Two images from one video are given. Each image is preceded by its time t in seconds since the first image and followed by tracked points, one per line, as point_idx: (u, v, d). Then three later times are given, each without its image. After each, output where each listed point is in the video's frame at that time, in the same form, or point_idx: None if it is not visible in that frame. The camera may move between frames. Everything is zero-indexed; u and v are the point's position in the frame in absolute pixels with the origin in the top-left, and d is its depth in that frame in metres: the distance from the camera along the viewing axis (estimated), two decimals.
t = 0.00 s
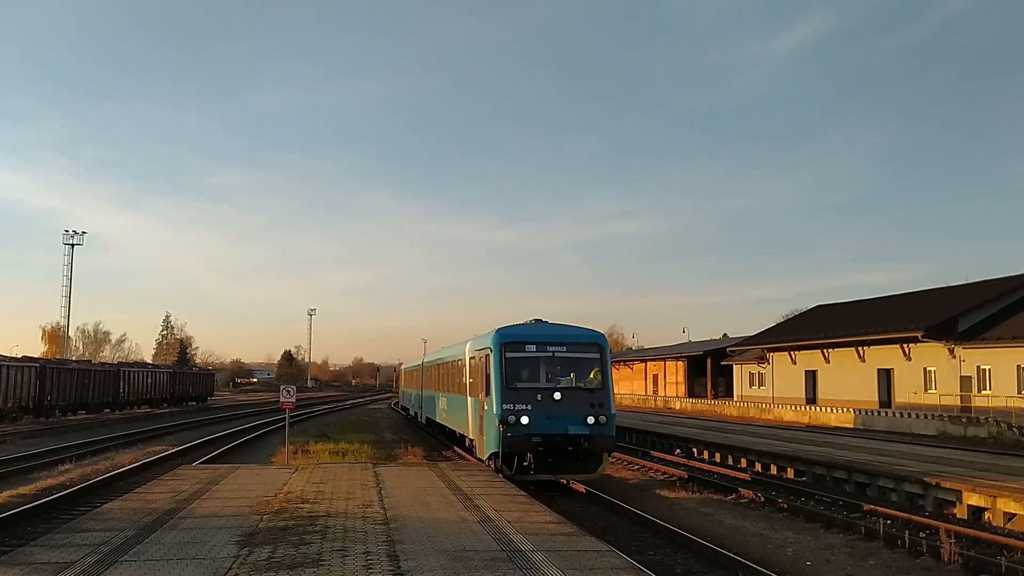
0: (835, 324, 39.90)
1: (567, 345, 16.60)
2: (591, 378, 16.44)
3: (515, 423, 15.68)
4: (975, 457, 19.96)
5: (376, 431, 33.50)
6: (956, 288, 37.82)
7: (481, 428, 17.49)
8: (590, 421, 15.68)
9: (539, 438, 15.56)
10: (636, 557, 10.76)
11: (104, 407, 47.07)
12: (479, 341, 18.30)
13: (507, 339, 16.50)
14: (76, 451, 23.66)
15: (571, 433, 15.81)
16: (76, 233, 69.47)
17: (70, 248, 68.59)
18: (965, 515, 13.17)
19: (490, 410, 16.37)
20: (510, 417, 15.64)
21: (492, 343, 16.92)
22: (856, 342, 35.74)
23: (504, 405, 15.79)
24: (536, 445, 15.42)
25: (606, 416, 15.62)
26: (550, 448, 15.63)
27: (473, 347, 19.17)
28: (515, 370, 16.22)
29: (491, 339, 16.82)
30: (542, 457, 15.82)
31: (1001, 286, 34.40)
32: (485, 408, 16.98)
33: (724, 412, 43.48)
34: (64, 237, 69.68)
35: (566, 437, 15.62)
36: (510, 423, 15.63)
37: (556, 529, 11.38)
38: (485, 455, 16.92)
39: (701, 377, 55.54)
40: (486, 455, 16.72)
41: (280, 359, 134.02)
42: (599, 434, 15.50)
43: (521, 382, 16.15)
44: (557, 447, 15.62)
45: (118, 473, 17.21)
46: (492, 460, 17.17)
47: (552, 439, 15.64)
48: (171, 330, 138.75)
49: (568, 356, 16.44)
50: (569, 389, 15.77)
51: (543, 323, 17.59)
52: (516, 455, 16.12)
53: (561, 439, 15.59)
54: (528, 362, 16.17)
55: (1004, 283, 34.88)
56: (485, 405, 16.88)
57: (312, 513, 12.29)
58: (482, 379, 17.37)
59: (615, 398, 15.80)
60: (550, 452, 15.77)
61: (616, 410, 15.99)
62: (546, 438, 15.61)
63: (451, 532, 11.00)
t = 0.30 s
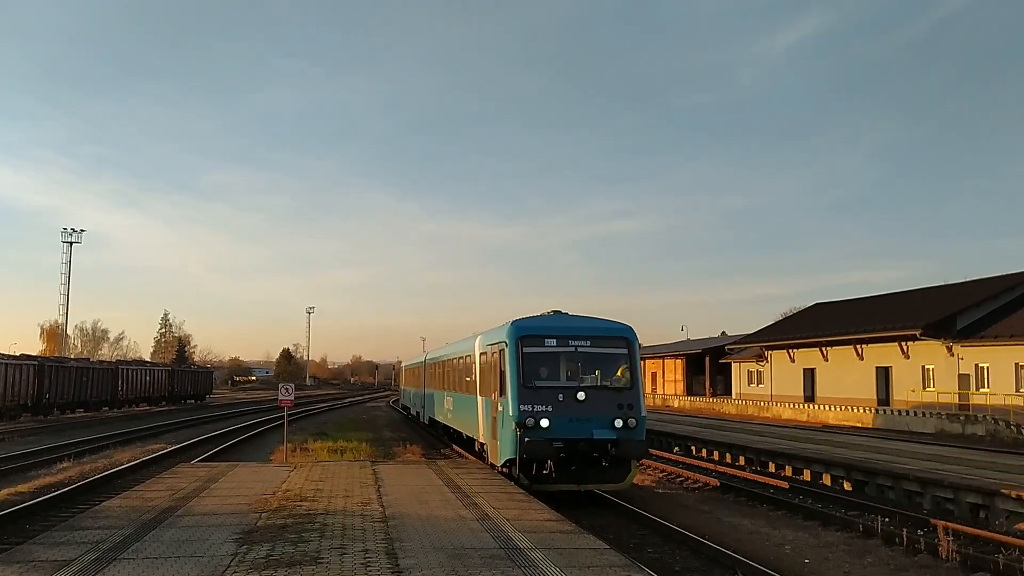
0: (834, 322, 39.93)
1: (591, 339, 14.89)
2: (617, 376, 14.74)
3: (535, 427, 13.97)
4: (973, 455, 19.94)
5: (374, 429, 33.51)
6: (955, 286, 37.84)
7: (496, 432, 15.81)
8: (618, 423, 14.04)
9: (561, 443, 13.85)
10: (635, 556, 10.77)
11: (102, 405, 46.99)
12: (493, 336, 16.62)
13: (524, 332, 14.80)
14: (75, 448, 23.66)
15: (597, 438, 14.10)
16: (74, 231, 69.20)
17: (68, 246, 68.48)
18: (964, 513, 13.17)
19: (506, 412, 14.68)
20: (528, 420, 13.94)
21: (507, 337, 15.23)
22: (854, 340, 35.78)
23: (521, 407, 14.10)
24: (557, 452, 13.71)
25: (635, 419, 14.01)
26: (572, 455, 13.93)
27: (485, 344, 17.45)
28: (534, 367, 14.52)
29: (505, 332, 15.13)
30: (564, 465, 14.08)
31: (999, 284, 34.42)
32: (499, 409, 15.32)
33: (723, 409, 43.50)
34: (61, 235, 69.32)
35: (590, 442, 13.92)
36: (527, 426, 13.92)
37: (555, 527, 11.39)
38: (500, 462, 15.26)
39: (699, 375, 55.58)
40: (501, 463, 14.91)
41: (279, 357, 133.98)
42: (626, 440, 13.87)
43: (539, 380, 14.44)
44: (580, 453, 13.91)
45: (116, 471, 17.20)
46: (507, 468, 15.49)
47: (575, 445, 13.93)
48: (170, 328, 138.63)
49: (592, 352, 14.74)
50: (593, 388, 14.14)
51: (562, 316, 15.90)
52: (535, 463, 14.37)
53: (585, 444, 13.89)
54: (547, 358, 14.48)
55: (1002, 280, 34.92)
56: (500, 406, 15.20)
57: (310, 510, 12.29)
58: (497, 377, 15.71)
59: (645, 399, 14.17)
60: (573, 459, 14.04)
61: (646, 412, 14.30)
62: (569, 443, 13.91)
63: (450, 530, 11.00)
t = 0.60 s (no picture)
0: (831, 321, 39.98)
1: (619, 332, 13.16)
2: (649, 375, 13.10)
3: (558, 433, 12.34)
4: (970, 453, 19.97)
5: (371, 428, 33.53)
6: (951, 285, 37.92)
7: (510, 436, 14.23)
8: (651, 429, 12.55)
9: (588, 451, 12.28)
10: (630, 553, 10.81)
11: (99, 404, 46.98)
12: (505, 328, 14.90)
13: (544, 325, 13.04)
14: (73, 447, 23.69)
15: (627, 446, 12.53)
16: (71, 230, 69.00)
17: (65, 245, 68.51)
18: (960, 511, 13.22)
19: (523, 416, 13.04)
20: (550, 426, 12.31)
21: (523, 329, 13.46)
22: (851, 339, 35.84)
23: (542, 410, 12.45)
24: (583, 461, 12.13)
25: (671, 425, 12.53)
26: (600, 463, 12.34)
27: (496, 338, 15.79)
28: (555, 365, 12.80)
29: (522, 325, 13.34)
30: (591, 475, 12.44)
31: (996, 283, 34.48)
32: (514, 409, 13.69)
33: (720, 408, 43.57)
34: (58, 235, 69.17)
35: (620, 451, 12.37)
36: (550, 432, 12.29)
37: (551, 525, 11.42)
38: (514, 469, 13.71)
39: (696, 373, 55.68)
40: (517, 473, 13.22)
41: (276, 356, 133.82)
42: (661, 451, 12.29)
43: (562, 379, 12.75)
44: (609, 463, 12.34)
45: (113, 470, 17.20)
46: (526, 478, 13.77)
47: (603, 453, 12.35)
48: (167, 327, 138.57)
49: (621, 347, 13.04)
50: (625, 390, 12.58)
51: (584, 305, 14.13)
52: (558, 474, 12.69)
53: (614, 453, 12.32)
54: (570, 354, 12.78)
55: (998, 280, 34.98)
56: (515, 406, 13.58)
57: (307, 509, 12.30)
58: (511, 375, 14.09)
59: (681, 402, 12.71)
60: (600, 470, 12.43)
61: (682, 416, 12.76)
62: (596, 452, 12.34)
63: (447, 529, 11.01)
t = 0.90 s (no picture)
0: (829, 321, 40.00)
1: (658, 325, 11.53)
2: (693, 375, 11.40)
3: (589, 443, 10.70)
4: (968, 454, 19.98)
5: (369, 427, 33.52)
6: (949, 285, 37.96)
7: (530, 443, 12.65)
8: (696, 437, 10.86)
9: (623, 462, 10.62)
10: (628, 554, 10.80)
11: (96, 403, 46.89)
12: (526, 321, 13.28)
13: (571, 317, 11.41)
14: (70, 446, 23.65)
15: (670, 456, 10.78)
16: (68, 229, 68.98)
17: (62, 244, 68.49)
18: (958, 511, 13.23)
19: (547, 422, 11.41)
20: (580, 433, 10.66)
21: (546, 322, 11.82)
22: (849, 339, 35.86)
23: (570, 415, 10.80)
24: (619, 474, 10.47)
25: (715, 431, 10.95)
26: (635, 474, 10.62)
27: (515, 332, 14.16)
28: (585, 363, 11.16)
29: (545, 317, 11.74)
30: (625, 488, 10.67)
31: (994, 283, 34.51)
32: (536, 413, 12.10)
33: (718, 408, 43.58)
34: (55, 234, 69.05)
35: (662, 462, 10.68)
36: (581, 441, 10.65)
37: (549, 524, 11.40)
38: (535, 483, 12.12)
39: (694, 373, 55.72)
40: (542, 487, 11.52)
41: (274, 355, 133.79)
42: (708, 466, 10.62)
43: (593, 380, 11.08)
44: (648, 476, 10.64)
45: (111, 469, 17.17)
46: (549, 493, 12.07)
47: (641, 465, 10.67)
48: (165, 326, 138.47)
49: (661, 342, 11.40)
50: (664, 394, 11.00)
51: (614, 294, 12.50)
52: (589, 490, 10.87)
53: (655, 465, 10.65)
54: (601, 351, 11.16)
55: (996, 280, 35.02)
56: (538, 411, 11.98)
57: (305, 508, 12.27)
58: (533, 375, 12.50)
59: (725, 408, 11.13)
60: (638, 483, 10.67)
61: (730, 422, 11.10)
62: (633, 465, 10.67)
63: (445, 529, 10.99)
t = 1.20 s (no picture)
0: (826, 321, 40.06)
1: (711, 317, 9.93)
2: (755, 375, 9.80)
3: (633, 457, 9.13)
4: (966, 454, 19.99)
5: (368, 427, 33.51)
6: (947, 286, 38.02)
7: (557, 457, 11.09)
8: (761, 449, 9.25)
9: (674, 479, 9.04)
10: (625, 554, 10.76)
11: (94, 402, 46.79)
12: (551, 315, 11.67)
13: (609, 308, 9.84)
14: (68, 445, 23.61)
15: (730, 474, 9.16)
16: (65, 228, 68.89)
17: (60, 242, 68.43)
18: (955, 511, 13.25)
19: (581, 431, 9.83)
20: (623, 445, 9.11)
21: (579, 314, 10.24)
22: (847, 339, 35.89)
23: (610, 424, 9.24)
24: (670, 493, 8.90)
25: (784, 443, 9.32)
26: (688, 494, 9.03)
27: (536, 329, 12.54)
28: (626, 362, 9.59)
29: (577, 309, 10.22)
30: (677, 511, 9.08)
31: (991, 284, 34.56)
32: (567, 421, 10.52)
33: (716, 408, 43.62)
34: (52, 232, 68.93)
35: (722, 479, 9.10)
36: (623, 453, 9.10)
37: (548, 524, 11.37)
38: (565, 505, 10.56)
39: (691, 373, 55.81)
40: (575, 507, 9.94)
41: (272, 354, 133.41)
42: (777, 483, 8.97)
43: (636, 381, 9.52)
44: (703, 496, 9.06)
45: (108, 468, 17.13)
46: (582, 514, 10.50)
47: (694, 482, 9.09)
48: (163, 325, 138.36)
49: (714, 337, 9.78)
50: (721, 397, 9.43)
51: (654, 282, 10.88)
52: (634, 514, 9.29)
53: (711, 483, 9.07)
54: (644, 348, 9.62)
55: (993, 280, 35.09)
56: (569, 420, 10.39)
57: (303, 508, 12.25)
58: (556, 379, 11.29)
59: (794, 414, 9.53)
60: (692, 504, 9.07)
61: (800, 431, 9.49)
62: (687, 482, 9.08)
63: (443, 528, 10.97)
